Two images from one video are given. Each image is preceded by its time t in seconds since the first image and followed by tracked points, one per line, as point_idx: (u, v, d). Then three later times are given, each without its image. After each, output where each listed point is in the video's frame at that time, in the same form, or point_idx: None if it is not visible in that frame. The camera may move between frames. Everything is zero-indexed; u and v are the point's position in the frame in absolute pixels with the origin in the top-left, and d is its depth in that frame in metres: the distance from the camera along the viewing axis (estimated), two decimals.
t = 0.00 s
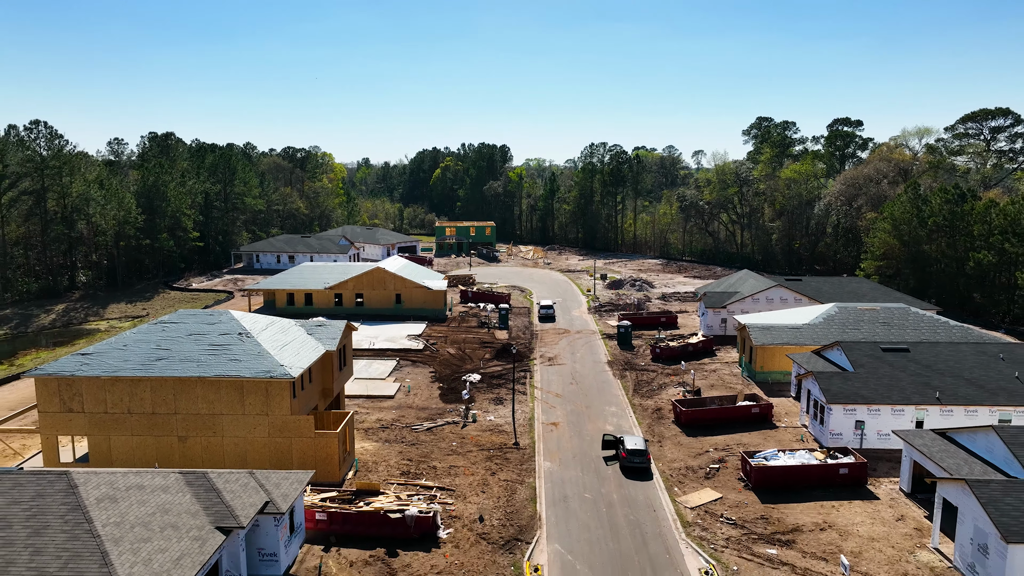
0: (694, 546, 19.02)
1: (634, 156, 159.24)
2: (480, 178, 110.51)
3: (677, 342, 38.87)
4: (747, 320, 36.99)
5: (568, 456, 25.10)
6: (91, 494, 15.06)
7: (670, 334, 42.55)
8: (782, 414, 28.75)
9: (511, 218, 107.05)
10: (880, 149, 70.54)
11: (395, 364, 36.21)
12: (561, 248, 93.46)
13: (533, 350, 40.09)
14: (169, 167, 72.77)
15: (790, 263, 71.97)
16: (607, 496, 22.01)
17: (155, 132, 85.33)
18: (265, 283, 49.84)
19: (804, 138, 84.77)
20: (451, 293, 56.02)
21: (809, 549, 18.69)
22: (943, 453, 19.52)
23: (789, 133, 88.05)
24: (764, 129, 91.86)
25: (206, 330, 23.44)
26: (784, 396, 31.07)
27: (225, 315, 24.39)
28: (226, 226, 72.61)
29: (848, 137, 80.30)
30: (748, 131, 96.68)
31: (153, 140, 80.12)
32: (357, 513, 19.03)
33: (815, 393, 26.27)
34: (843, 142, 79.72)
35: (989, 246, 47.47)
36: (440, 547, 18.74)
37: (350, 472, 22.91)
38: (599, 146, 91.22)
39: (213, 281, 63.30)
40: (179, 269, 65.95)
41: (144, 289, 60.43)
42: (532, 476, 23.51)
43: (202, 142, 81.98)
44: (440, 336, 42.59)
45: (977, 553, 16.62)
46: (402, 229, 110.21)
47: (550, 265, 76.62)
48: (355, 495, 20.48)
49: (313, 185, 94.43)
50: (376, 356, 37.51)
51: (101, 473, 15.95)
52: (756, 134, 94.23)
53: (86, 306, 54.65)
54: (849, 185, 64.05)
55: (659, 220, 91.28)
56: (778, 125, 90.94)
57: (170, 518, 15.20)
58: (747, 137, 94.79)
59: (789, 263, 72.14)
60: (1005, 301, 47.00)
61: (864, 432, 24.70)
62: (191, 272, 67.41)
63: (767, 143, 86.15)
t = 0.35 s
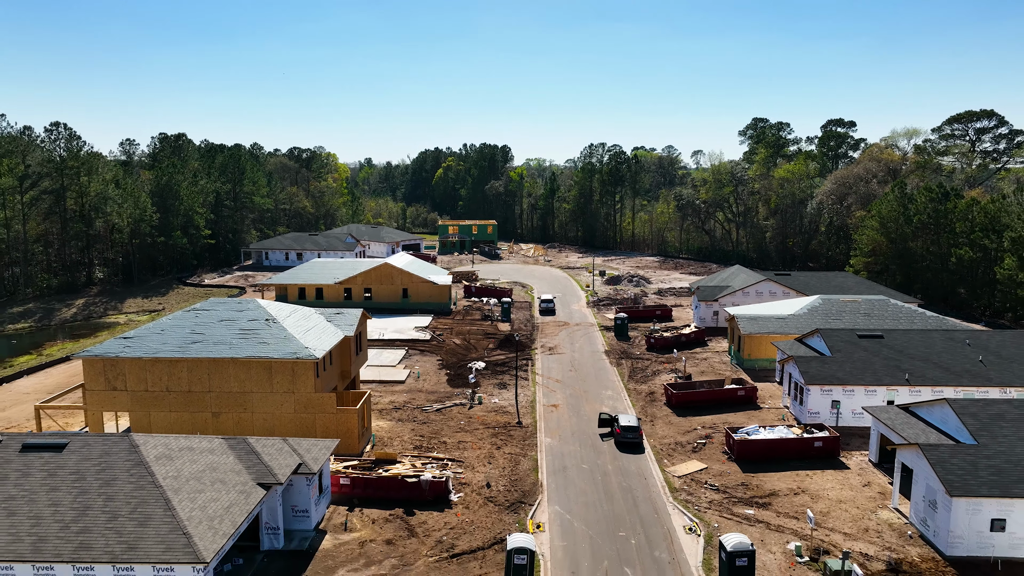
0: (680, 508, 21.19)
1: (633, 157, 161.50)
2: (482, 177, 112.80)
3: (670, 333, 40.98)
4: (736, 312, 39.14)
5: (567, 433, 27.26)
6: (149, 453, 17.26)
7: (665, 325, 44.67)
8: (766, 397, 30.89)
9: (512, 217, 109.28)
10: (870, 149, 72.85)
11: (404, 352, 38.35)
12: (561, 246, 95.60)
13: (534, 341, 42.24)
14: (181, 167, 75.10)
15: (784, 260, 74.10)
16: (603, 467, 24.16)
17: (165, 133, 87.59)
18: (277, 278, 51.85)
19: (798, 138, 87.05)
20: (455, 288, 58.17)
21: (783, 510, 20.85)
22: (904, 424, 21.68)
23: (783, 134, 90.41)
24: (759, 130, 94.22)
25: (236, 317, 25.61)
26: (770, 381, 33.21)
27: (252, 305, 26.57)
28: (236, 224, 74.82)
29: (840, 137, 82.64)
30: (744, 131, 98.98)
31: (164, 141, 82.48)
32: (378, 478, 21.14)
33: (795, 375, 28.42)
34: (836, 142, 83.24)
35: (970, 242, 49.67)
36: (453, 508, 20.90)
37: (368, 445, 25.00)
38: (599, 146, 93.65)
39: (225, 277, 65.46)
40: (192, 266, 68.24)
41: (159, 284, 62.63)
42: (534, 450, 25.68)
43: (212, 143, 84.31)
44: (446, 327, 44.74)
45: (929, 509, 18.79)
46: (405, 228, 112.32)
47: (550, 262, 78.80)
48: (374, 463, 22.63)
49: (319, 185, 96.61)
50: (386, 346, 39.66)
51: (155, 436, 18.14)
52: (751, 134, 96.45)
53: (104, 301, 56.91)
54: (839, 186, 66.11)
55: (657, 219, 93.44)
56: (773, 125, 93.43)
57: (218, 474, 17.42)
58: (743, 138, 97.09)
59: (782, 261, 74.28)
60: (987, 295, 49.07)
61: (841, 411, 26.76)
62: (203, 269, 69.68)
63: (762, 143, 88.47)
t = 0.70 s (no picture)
0: (669, 477, 23.29)
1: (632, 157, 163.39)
2: (483, 177, 114.96)
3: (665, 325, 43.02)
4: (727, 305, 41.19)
5: (567, 415, 29.34)
6: (194, 422, 19.38)
7: (660, 319, 46.70)
8: (754, 382, 32.95)
9: (513, 217, 111.32)
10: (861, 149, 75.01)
11: (412, 343, 40.44)
12: (562, 244, 97.69)
13: (535, 333, 44.30)
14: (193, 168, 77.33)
15: (778, 258, 76.04)
16: (599, 444, 26.23)
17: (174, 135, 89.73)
18: (288, 274, 53.83)
19: (793, 139, 89.26)
20: (459, 284, 60.24)
21: (763, 479, 22.89)
22: (874, 403, 23.77)
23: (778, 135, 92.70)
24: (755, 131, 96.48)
25: (261, 306, 27.72)
26: (758, 368, 35.28)
27: (275, 295, 28.69)
28: (246, 222, 76.96)
29: (833, 138, 84.94)
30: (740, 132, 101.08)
31: (175, 142, 84.70)
32: (394, 451, 23.19)
33: (779, 362, 30.47)
34: (830, 143, 85.31)
35: (954, 240, 51.66)
36: (463, 477, 22.95)
37: (383, 423, 27.06)
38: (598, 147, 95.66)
39: (235, 274, 67.58)
40: (204, 263, 70.51)
41: (172, 281, 64.91)
42: (536, 429, 27.75)
43: (220, 144, 86.56)
44: (451, 321, 46.80)
45: (892, 475, 20.87)
46: (408, 227, 114.30)
47: (551, 260, 80.85)
48: (390, 439, 24.68)
49: (323, 185, 98.67)
50: (395, 337, 41.73)
51: (197, 408, 20.25)
52: (747, 135, 98.55)
53: (121, 296, 59.10)
54: (831, 184, 68.13)
55: (655, 218, 95.51)
56: (768, 127, 95.78)
57: (255, 441, 19.53)
58: (739, 139, 99.34)
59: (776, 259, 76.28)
60: (970, 291, 51.11)
61: (821, 394, 28.62)
62: (214, 266, 71.91)
63: (757, 145, 90.83)
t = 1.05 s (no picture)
0: (660, 453, 25.31)
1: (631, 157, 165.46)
2: (485, 177, 116.98)
3: (660, 318, 45.02)
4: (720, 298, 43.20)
5: (566, 399, 31.34)
6: (228, 398, 21.41)
7: (656, 312, 48.77)
8: (742, 370, 34.93)
9: (514, 216, 113.46)
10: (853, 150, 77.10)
11: (419, 335, 42.49)
12: (561, 243, 99.68)
13: (536, 325, 46.31)
14: (202, 167, 79.33)
15: (773, 256, 78.00)
16: (596, 424, 28.24)
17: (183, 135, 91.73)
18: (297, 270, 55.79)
19: (787, 140, 91.44)
20: (462, 280, 62.32)
21: (746, 453, 24.88)
22: (850, 384, 25.79)
23: (773, 136, 95.01)
24: (751, 132, 98.71)
25: (281, 297, 29.73)
26: (746, 357, 37.31)
27: (293, 287, 30.70)
28: (254, 221, 78.92)
29: (826, 138, 87.09)
30: (737, 133, 103.27)
31: (184, 142, 86.75)
32: (407, 428, 25.19)
33: (766, 349, 32.49)
34: (823, 143, 87.26)
35: (939, 237, 53.60)
36: (470, 453, 24.93)
37: (395, 406, 29.03)
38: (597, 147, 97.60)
39: (244, 271, 69.61)
40: (214, 260, 72.58)
41: (183, 278, 66.99)
42: (537, 412, 29.74)
43: (229, 145, 88.58)
44: (455, 314, 48.82)
45: (862, 449, 22.88)
46: (410, 225, 116.29)
47: (551, 258, 82.94)
48: (402, 418, 26.70)
49: (328, 184, 100.70)
50: (402, 329, 43.79)
51: (230, 386, 22.28)
52: (744, 136, 100.79)
53: (136, 292, 61.15)
54: (824, 184, 69.87)
55: (653, 217, 97.60)
56: (764, 128, 98.05)
57: (283, 416, 21.57)
58: (736, 140, 101.55)
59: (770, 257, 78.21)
60: (954, 286, 53.13)
61: (803, 379, 30.54)
62: (223, 263, 73.96)
63: (752, 146, 93.10)
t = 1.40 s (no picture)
0: (652, 433, 27.27)
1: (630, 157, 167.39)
2: (486, 177, 118.91)
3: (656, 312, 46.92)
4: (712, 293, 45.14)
5: (565, 385, 33.32)
6: (256, 379, 23.40)
7: (652, 307, 50.70)
8: (732, 359, 36.90)
9: (515, 215, 115.48)
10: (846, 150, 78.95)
11: (425, 327, 44.43)
12: (561, 241, 101.59)
13: (537, 319, 48.29)
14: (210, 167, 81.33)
15: (768, 253, 79.93)
16: (593, 408, 30.20)
17: (191, 136, 93.66)
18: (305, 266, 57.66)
19: (782, 141, 93.58)
20: (465, 277, 64.25)
21: (732, 433, 26.84)
22: (829, 369, 27.75)
23: (768, 136, 97.24)
24: (748, 133, 100.89)
25: (297, 290, 31.73)
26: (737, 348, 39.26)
27: (309, 281, 32.72)
28: (261, 220, 80.91)
29: (820, 140, 89.14)
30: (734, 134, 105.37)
31: (192, 143, 88.73)
32: (418, 410, 27.12)
33: (754, 339, 34.41)
34: (818, 144, 89.29)
35: (926, 234, 55.56)
36: (476, 432, 26.91)
37: (406, 390, 30.96)
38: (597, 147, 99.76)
39: (253, 269, 71.53)
40: (223, 258, 74.62)
41: (194, 275, 69.00)
42: (538, 397, 31.68)
43: (236, 145, 90.57)
44: (459, 309, 50.75)
45: (838, 427, 24.82)
46: (412, 224, 118.21)
47: (551, 255, 84.90)
48: (412, 401, 28.65)
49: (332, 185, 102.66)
50: (409, 322, 45.76)
51: (256, 369, 24.26)
52: (740, 137, 102.97)
53: (149, 288, 63.14)
54: (817, 184, 71.53)
55: (651, 216, 99.66)
56: (760, 129, 100.22)
57: (306, 395, 23.55)
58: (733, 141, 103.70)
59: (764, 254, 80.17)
60: (939, 282, 55.10)
61: (789, 366, 32.44)
62: (232, 261, 76.05)
63: (748, 147, 95.27)
